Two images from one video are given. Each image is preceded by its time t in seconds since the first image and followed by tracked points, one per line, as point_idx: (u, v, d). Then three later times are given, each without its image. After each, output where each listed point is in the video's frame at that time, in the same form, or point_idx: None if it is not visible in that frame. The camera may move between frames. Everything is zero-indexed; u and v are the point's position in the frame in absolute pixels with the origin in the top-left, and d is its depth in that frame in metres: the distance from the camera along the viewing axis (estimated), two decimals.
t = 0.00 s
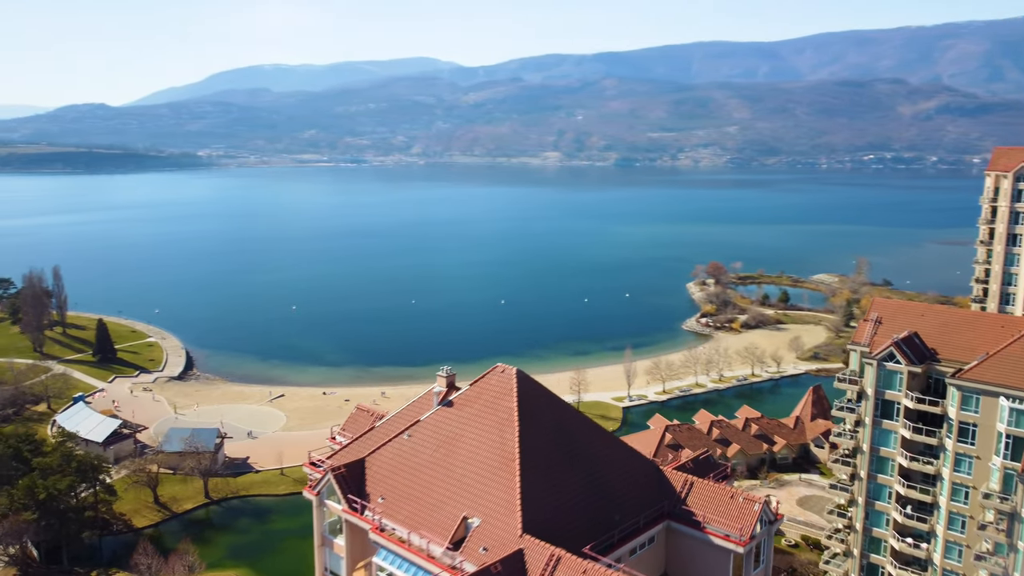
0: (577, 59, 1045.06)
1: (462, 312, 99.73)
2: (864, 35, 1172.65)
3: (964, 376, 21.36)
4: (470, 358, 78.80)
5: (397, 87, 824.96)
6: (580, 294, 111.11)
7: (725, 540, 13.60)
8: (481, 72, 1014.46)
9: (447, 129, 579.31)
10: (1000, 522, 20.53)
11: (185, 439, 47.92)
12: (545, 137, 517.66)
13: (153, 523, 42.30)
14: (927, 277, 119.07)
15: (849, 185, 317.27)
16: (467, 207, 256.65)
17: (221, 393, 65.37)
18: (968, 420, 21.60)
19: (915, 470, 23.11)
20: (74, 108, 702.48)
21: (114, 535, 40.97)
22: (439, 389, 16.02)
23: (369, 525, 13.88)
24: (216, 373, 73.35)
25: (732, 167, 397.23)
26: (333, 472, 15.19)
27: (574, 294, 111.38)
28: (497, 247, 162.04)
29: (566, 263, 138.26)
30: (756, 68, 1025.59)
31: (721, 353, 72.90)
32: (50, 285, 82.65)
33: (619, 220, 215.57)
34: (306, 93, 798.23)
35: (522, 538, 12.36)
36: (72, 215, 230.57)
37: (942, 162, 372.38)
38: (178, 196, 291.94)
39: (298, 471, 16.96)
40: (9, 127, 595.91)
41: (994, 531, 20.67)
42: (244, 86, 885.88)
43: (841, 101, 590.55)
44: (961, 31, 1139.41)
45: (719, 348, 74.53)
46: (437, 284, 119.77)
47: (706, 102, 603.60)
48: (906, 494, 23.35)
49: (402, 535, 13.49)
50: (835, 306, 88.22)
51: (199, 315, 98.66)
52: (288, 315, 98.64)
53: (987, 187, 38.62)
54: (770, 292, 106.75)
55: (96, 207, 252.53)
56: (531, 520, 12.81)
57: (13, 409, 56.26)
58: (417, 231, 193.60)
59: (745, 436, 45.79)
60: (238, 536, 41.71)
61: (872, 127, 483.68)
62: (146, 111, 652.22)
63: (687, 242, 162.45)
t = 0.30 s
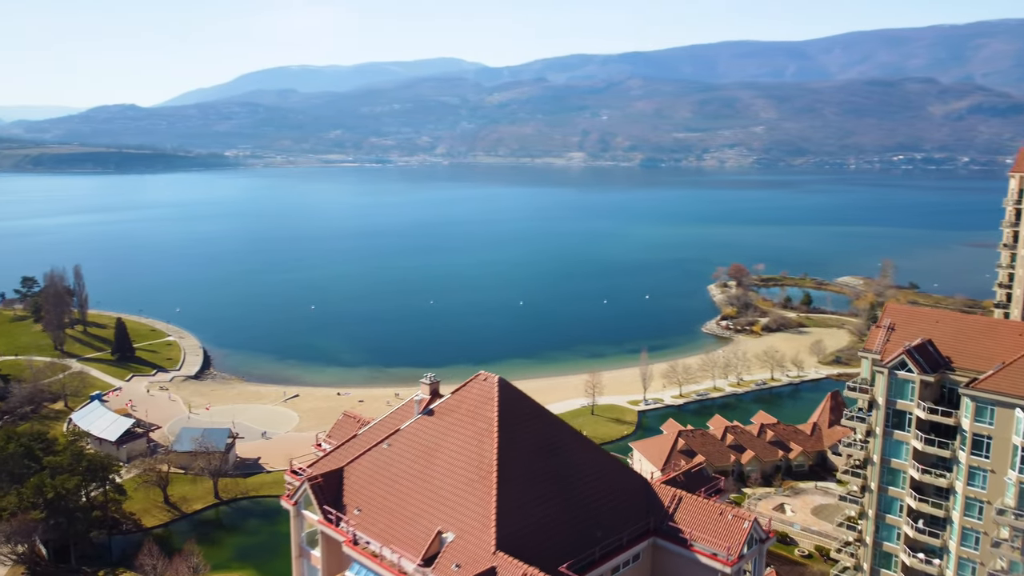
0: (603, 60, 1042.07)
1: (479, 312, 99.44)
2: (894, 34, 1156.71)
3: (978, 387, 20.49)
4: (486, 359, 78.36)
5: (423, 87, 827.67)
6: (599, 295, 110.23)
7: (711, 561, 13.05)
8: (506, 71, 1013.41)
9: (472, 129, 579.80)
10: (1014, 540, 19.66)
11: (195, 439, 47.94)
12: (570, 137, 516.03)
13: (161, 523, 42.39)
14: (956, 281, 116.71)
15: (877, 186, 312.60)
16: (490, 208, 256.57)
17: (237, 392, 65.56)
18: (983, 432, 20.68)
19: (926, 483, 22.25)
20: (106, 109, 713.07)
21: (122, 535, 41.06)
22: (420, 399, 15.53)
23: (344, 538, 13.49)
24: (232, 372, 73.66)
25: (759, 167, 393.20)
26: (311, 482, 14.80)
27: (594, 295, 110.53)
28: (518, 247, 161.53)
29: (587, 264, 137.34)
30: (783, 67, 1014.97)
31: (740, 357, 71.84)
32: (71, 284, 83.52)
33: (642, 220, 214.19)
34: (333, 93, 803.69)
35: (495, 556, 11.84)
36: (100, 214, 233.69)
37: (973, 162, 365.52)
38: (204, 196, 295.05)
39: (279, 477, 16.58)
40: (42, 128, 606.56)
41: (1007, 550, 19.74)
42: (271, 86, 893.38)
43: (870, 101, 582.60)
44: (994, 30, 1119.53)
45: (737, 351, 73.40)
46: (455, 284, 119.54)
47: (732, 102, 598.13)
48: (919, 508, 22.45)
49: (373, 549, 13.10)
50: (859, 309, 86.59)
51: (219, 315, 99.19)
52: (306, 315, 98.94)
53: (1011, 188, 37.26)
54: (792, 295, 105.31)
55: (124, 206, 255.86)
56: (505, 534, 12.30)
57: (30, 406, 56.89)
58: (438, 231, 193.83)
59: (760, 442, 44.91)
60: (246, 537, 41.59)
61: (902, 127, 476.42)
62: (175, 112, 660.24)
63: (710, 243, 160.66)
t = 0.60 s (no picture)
0: (628, 60, 1037.79)
1: (496, 313, 98.91)
2: (925, 32, 1139.13)
3: (991, 398, 19.66)
4: (502, 361, 77.86)
5: (447, 87, 829.59)
6: (618, 297, 109.21)
7: None
8: (530, 70, 1012.04)
9: (496, 130, 579.80)
10: None
11: (205, 439, 47.96)
12: (594, 137, 514.14)
13: (169, 523, 42.42)
14: (984, 284, 114.25)
15: (906, 187, 307.78)
16: (512, 208, 256.04)
17: (251, 392, 65.65)
18: (997, 445, 19.81)
19: (938, 497, 21.39)
20: (135, 110, 723.03)
21: (130, 535, 41.14)
22: (399, 407, 15.08)
23: (315, 551, 13.04)
24: (248, 372, 73.78)
25: (785, 168, 388.94)
26: (287, 491, 14.42)
27: (613, 297, 109.58)
28: (539, 247, 160.80)
29: (607, 265, 136.21)
30: (810, 66, 1004.14)
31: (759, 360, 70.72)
32: (91, 282, 84.40)
33: (664, 221, 212.52)
34: (358, 94, 808.26)
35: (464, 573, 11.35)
36: (127, 214, 236.50)
37: (1005, 163, 358.64)
38: (229, 196, 297.54)
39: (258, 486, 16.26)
40: (74, 128, 616.31)
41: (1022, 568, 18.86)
42: (297, 87, 899.61)
43: (899, 100, 574.43)
44: None
45: (756, 354, 72.31)
46: (474, 285, 119.18)
47: (759, 101, 592.50)
48: (929, 522, 21.63)
49: (343, 564, 12.64)
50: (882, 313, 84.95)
51: (238, 314, 99.70)
52: (324, 315, 98.98)
53: None
54: (815, 298, 103.67)
55: (151, 205, 258.71)
56: (479, 549, 11.78)
57: (47, 404, 57.56)
58: (459, 231, 193.66)
59: (774, 449, 44.00)
60: (252, 538, 41.39)
61: (932, 127, 468.93)
62: (203, 113, 667.66)
63: (733, 245, 158.69)
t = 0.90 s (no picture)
0: (653, 60, 1033.27)
1: (513, 315, 98.36)
2: (957, 31, 1121.16)
3: (1003, 411, 18.81)
4: (518, 362, 77.29)
5: (472, 88, 830.96)
6: (638, 299, 108.14)
7: None
8: (555, 69, 1009.33)
9: (520, 130, 579.30)
10: None
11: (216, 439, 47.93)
12: (618, 137, 511.86)
13: (178, 523, 42.42)
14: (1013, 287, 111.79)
15: (935, 188, 302.85)
16: (534, 208, 255.40)
17: (265, 392, 65.62)
18: (1009, 458, 18.99)
19: (950, 511, 20.51)
20: (164, 110, 732.00)
21: (139, 535, 41.12)
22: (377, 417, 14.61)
23: (284, 565, 12.54)
24: (263, 372, 73.81)
25: (811, 168, 384.49)
26: (260, 501, 13.97)
27: (632, 298, 108.59)
28: (559, 248, 159.92)
29: (627, 267, 135.00)
30: (838, 65, 993.00)
31: (777, 365, 69.55)
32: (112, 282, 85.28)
33: (688, 222, 210.80)
34: (384, 94, 812.08)
35: None
36: (155, 214, 239.28)
37: None
38: (254, 195, 299.89)
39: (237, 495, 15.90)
40: (104, 129, 625.15)
41: None
42: (322, 86, 905.11)
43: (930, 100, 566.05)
44: None
45: (775, 359, 71.17)
46: (493, 286, 118.76)
47: (785, 101, 586.60)
48: (940, 538, 20.80)
49: None
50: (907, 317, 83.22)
51: (256, 313, 100.11)
52: (341, 315, 98.96)
53: None
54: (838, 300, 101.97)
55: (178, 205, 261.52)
56: (449, 563, 11.23)
57: (64, 402, 58.21)
58: (481, 231, 193.38)
59: (790, 456, 43.08)
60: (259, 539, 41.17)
61: (963, 126, 460.91)
62: (230, 113, 674.31)
63: (756, 246, 156.82)
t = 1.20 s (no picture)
0: (679, 60, 1026.98)
1: (531, 316, 97.78)
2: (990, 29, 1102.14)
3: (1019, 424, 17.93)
4: (534, 364, 76.77)
5: (497, 88, 831.16)
6: (658, 301, 106.99)
7: None
8: (580, 70, 1006.70)
9: (544, 130, 578.22)
10: None
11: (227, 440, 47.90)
12: (643, 137, 509.16)
13: (186, 523, 42.37)
14: None
15: (966, 189, 297.31)
16: (558, 209, 254.47)
17: (281, 392, 65.73)
18: None
19: (962, 528, 19.63)
20: (192, 110, 740.69)
21: (147, 535, 41.16)
22: (355, 425, 14.21)
23: None
24: (279, 372, 73.86)
25: (839, 169, 379.55)
26: (232, 511, 13.58)
27: (652, 300, 107.42)
28: (581, 249, 159.15)
29: (648, 268, 133.86)
30: (868, 64, 979.54)
31: (797, 369, 68.28)
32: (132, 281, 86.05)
33: (711, 223, 208.89)
34: (409, 95, 814.83)
35: None
36: (181, 213, 241.85)
37: None
38: (279, 196, 302.25)
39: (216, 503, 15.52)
40: (134, 129, 633.81)
41: None
42: (348, 88, 910.53)
43: (962, 100, 556.24)
44: None
45: (794, 363, 69.96)
46: (513, 286, 118.29)
47: (813, 101, 579.90)
48: (951, 554, 19.97)
49: None
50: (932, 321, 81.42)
51: (275, 313, 100.51)
52: (359, 316, 98.94)
53: None
54: (863, 304, 100.12)
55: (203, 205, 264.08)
56: None
57: (80, 401, 58.92)
58: (502, 232, 193.06)
59: (806, 463, 42.08)
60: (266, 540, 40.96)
61: (996, 126, 452.35)
62: (257, 113, 680.19)
63: (780, 248, 154.87)
